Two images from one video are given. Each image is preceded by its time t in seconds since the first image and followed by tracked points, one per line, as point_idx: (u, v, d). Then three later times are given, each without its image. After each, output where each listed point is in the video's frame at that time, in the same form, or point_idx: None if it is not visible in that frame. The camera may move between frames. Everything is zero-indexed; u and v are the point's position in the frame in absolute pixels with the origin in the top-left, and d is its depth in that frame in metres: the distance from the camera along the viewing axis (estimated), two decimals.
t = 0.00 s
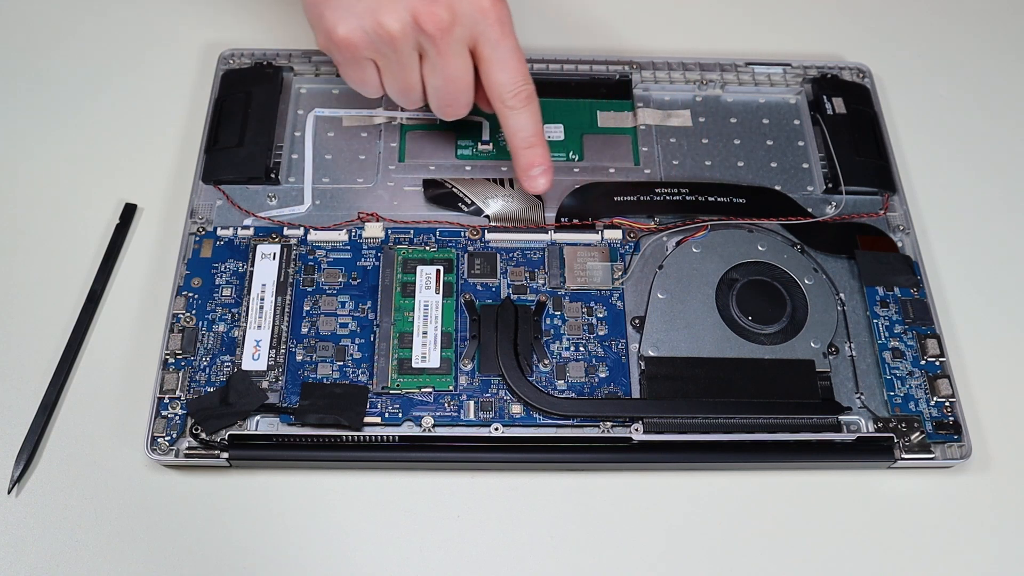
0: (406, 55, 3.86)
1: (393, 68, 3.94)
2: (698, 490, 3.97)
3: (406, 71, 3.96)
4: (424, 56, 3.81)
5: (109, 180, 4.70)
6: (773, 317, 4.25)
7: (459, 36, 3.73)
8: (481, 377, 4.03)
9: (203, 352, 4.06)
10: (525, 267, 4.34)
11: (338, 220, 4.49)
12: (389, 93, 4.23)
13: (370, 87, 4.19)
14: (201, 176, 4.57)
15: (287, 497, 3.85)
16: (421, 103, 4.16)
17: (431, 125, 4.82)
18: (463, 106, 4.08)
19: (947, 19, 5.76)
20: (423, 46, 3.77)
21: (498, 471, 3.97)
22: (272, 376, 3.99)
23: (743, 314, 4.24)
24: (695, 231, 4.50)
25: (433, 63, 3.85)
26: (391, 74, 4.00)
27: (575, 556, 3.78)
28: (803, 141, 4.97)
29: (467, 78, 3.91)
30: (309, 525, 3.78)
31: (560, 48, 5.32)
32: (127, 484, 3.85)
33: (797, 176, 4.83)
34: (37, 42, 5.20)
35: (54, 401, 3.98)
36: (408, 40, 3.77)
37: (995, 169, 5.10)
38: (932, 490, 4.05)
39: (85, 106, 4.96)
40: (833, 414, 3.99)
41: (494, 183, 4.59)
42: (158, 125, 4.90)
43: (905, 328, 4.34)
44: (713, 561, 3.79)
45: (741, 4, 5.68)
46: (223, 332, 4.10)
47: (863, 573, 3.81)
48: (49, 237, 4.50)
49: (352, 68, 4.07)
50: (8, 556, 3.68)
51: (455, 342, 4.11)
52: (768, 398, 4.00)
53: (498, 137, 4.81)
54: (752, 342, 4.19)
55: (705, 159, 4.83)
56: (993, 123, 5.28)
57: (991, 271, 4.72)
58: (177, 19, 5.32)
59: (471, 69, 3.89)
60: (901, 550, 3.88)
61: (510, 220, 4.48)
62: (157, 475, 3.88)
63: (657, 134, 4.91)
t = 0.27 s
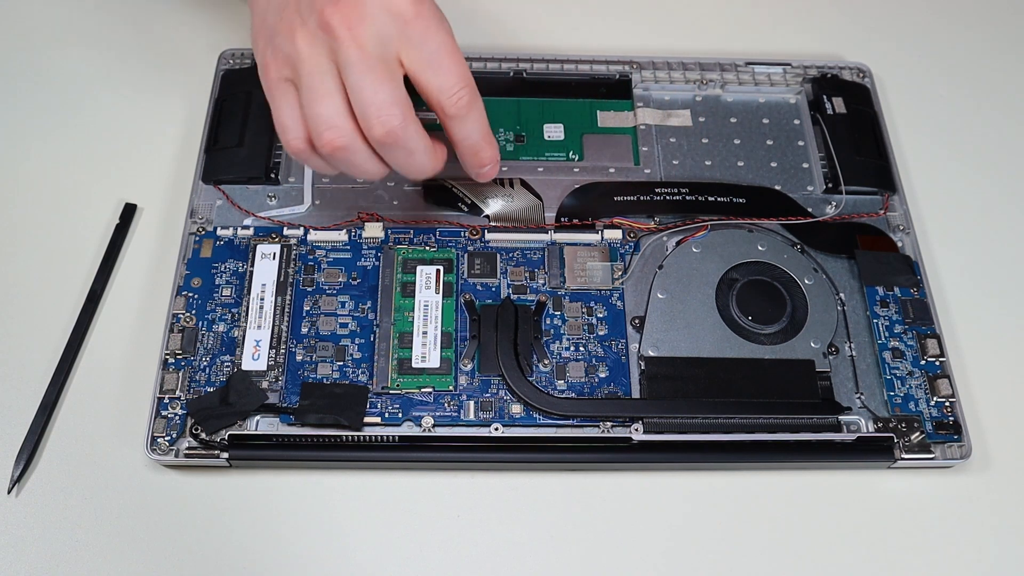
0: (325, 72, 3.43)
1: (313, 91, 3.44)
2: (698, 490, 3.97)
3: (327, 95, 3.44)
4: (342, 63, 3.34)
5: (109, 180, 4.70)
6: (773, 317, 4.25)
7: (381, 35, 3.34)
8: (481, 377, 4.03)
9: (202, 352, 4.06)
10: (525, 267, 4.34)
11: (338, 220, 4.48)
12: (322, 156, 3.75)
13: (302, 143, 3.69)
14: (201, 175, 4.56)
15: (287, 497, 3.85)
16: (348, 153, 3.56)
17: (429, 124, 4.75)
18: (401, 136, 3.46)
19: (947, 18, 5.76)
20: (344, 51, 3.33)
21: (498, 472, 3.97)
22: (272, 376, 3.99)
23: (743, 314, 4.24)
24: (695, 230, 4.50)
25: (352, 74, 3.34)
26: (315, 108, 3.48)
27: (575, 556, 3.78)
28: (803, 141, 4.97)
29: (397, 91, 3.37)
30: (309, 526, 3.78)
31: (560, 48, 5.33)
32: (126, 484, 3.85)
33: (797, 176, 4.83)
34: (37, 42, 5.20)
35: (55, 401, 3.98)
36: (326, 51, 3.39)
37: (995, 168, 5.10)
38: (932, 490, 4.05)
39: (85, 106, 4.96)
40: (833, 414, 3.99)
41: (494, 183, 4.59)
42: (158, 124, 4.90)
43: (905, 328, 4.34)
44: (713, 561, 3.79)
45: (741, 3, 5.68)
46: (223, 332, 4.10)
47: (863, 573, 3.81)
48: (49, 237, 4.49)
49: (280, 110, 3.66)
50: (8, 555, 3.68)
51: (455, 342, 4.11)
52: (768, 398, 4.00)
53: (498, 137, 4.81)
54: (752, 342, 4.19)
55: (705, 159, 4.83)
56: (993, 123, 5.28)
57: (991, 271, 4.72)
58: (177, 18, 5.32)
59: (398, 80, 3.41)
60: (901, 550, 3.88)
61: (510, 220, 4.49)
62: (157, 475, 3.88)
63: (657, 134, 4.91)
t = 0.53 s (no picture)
0: (363, 108, 3.39)
1: (348, 125, 3.35)
2: (698, 490, 3.97)
3: (363, 133, 3.34)
4: (381, 98, 3.32)
5: (108, 180, 4.69)
6: (774, 317, 4.25)
7: (420, 74, 3.34)
8: (481, 377, 4.03)
9: (203, 352, 4.06)
10: (525, 267, 4.34)
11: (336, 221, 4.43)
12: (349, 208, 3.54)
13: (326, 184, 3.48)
14: (201, 175, 4.56)
15: (287, 497, 3.85)
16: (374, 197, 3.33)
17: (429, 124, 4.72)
18: (435, 173, 3.28)
19: (946, 17, 5.75)
20: (382, 86, 3.32)
21: (498, 471, 3.97)
22: (272, 376, 3.99)
23: (744, 314, 4.23)
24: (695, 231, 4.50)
25: (393, 109, 3.30)
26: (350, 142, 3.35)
27: (575, 555, 3.78)
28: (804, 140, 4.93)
29: (436, 130, 3.29)
30: (308, 526, 3.78)
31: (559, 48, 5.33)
32: (127, 484, 3.85)
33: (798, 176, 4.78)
34: (37, 43, 5.20)
35: (55, 401, 3.99)
36: (366, 87, 3.37)
37: (995, 168, 5.10)
38: (932, 490, 4.05)
39: (84, 106, 4.97)
40: (832, 414, 3.99)
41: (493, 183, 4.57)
42: (158, 124, 4.90)
43: (905, 328, 4.33)
44: (713, 561, 3.79)
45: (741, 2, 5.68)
46: (223, 332, 4.11)
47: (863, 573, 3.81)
48: (49, 237, 4.50)
49: (311, 148, 3.55)
50: (8, 555, 3.68)
51: (455, 342, 4.11)
52: (768, 398, 4.00)
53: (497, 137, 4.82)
54: (752, 342, 4.19)
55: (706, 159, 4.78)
56: (993, 123, 5.28)
57: (991, 271, 4.72)
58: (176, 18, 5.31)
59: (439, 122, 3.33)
60: (901, 550, 3.88)
61: (510, 220, 4.48)
62: (157, 475, 3.88)
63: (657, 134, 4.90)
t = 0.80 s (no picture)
0: (216, 114, 3.38)
1: (257, 134, 3.31)
2: (698, 490, 3.97)
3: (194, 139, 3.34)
4: (237, 105, 3.31)
5: (109, 180, 4.70)
6: (774, 317, 4.25)
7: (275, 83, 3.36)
8: (481, 377, 4.03)
9: (203, 352, 4.06)
10: (525, 267, 4.35)
11: (336, 220, 4.43)
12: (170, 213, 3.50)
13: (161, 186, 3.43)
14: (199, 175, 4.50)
15: (287, 497, 3.85)
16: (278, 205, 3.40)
17: (431, 125, 4.83)
18: (272, 181, 3.36)
19: (947, 16, 5.74)
20: (250, 94, 3.32)
21: (498, 471, 3.97)
22: (272, 376, 3.99)
23: (743, 314, 4.23)
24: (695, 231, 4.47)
25: (250, 115, 3.31)
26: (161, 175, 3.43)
27: (575, 555, 3.78)
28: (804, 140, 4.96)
29: (282, 140, 3.35)
30: (309, 526, 3.78)
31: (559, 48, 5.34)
32: (127, 484, 3.85)
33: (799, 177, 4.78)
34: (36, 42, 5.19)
35: (55, 401, 3.99)
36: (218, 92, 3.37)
37: (995, 168, 5.10)
38: (932, 490, 4.05)
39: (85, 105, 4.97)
40: (832, 414, 3.98)
41: (493, 183, 4.57)
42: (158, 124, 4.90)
43: (905, 328, 4.34)
44: (713, 561, 3.79)
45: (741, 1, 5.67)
46: (223, 332, 4.11)
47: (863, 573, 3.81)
48: (49, 237, 4.50)
49: (155, 146, 3.51)
50: (8, 555, 3.68)
51: (455, 342, 4.11)
52: (768, 398, 4.00)
53: (497, 137, 4.84)
54: (752, 342, 4.20)
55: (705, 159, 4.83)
56: (992, 122, 5.28)
57: (991, 270, 4.72)
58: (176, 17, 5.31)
59: (286, 131, 3.40)
60: (901, 550, 3.88)
61: (510, 220, 4.47)
62: (157, 475, 3.88)
63: (657, 134, 4.91)
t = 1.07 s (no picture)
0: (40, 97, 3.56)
1: (68, 115, 3.45)
2: (698, 490, 3.97)
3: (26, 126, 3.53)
4: (55, 90, 3.48)
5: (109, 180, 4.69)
6: (774, 317, 4.25)
7: (83, 70, 3.51)
8: (481, 377, 4.03)
9: (203, 352, 4.06)
10: (525, 267, 4.35)
11: (337, 220, 4.48)
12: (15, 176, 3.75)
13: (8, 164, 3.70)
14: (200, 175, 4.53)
15: (287, 497, 3.85)
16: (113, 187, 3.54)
17: (431, 125, 4.84)
18: (88, 162, 3.48)
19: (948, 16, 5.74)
20: (69, 82, 3.48)
21: (498, 471, 3.97)
22: (272, 376, 3.99)
23: (743, 314, 4.24)
24: (695, 231, 4.49)
25: (76, 105, 3.47)
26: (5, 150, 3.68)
27: (575, 555, 3.78)
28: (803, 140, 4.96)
29: (98, 124, 3.49)
30: (309, 525, 3.79)
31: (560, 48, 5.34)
32: (127, 484, 3.85)
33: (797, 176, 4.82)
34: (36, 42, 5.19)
35: (54, 401, 3.98)
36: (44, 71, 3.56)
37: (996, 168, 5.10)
38: (932, 490, 4.05)
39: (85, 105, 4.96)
40: (832, 414, 3.98)
41: (493, 183, 4.58)
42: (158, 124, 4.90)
43: (905, 328, 4.34)
44: (713, 561, 3.79)
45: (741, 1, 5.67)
46: (223, 332, 4.10)
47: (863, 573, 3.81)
48: (48, 237, 4.49)
49: None
50: (8, 555, 3.68)
51: (455, 342, 4.11)
52: (768, 398, 4.00)
53: (497, 137, 4.84)
54: (752, 342, 4.20)
55: (705, 159, 4.84)
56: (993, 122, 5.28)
57: (991, 270, 4.72)
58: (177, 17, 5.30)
59: (108, 114, 3.56)
60: (901, 550, 3.88)
61: (510, 220, 4.48)
62: (157, 475, 3.88)
63: (657, 134, 4.91)
